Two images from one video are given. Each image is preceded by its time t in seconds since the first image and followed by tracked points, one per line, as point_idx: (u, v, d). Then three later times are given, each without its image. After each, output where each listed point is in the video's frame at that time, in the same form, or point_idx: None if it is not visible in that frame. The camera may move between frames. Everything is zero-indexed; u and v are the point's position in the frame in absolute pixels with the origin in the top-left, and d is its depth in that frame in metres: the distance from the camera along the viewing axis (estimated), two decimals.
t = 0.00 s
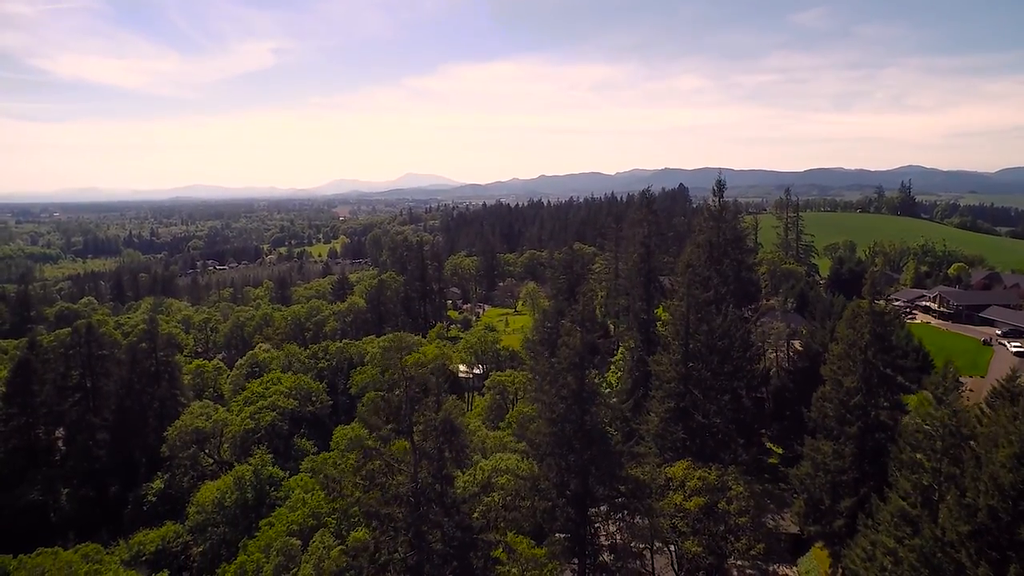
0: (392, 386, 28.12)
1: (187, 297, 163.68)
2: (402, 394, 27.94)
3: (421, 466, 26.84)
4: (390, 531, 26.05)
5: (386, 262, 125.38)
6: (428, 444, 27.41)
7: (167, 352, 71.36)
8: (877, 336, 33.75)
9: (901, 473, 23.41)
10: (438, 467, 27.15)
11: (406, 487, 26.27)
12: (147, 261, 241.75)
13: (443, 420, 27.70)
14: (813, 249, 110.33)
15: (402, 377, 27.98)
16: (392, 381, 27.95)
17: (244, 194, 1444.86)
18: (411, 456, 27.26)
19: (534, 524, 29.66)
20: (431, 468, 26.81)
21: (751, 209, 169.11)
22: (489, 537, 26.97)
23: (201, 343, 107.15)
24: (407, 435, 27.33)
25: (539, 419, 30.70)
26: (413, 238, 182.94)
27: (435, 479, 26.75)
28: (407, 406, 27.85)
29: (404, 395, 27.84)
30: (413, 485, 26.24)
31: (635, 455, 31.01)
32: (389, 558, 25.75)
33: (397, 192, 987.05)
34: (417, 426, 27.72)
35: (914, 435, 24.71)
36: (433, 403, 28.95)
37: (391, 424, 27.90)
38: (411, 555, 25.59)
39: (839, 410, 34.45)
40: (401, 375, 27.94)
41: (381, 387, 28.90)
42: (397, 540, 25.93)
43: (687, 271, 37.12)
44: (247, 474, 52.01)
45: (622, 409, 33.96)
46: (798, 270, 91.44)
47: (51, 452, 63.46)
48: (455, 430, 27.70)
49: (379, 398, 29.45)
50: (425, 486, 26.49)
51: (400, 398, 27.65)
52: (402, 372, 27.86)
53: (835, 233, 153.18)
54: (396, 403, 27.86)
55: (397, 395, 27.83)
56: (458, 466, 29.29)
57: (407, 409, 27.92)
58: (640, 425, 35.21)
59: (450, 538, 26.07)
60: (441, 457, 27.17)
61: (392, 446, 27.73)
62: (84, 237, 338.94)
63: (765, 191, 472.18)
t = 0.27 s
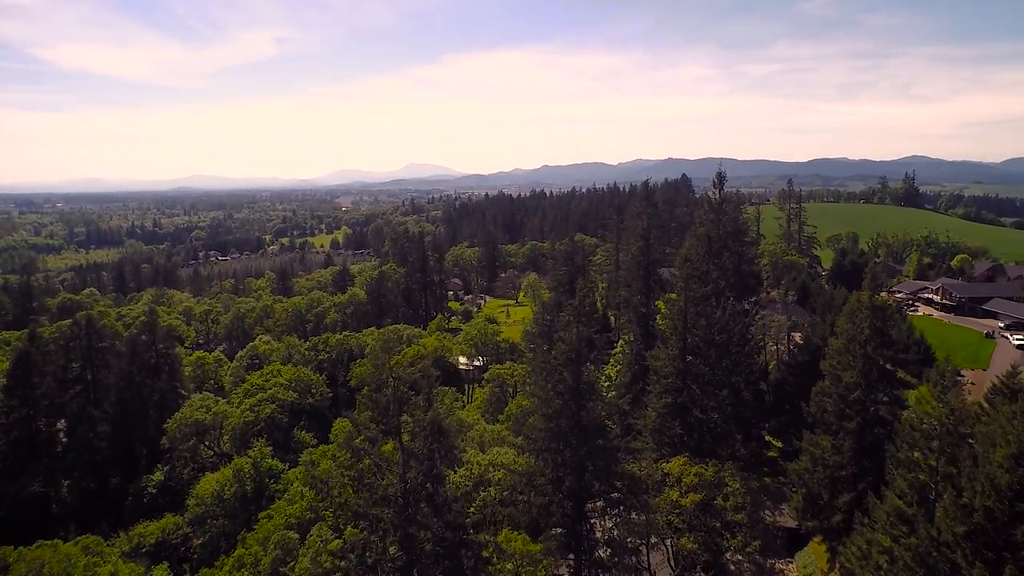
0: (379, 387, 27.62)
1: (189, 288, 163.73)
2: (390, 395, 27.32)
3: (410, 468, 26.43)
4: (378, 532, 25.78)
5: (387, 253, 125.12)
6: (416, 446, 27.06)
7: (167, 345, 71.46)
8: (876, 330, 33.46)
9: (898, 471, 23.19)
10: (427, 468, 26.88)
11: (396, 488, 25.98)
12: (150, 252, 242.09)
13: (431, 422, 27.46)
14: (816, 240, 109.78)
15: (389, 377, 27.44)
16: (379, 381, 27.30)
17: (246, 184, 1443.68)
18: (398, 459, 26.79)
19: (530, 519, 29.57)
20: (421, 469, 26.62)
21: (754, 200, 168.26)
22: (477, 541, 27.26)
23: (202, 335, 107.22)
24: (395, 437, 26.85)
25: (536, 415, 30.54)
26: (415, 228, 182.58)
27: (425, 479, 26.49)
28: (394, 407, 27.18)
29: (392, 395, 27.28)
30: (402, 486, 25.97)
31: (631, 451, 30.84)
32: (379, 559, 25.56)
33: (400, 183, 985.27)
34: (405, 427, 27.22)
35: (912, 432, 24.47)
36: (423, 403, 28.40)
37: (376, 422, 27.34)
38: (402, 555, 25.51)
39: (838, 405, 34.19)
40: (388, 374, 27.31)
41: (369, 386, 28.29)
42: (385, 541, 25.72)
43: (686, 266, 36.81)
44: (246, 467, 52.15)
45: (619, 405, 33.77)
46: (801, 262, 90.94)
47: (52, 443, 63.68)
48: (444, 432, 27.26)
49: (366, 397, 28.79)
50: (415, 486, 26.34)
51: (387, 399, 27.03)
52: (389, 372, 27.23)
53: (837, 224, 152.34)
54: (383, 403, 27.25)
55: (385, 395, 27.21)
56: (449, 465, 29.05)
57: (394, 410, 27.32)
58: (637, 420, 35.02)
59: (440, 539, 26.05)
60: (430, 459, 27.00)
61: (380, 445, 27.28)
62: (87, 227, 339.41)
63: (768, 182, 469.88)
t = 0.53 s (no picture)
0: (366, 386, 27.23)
1: (190, 279, 163.68)
2: (377, 397, 27.03)
3: (398, 469, 26.21)
4: (366, 533, 26.09)
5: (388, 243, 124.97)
6: (405, 446, 26.82)
7: (166, 337, 71.57)
8: (875, 325, 33.18)
9: (895, 469, 23.02)
10: (417, 469, 26.74)
11: (383, 489, 25.98)
12: (151, 242, 242.05)
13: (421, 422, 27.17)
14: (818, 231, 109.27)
15: (377, 378, 27.15)
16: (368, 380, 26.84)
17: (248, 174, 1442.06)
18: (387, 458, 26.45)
19: (525, 514, 29.39)
20: (410, 469, 26.49)
21: (756, 191, 167.36)
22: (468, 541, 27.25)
23: (203, 326, 107.26)
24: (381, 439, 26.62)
25: (531, 410, 30.37)
26: (416, 219, 182.14)
27: (414, 479, 26.48)
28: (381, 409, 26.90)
29: (379, 397, 26.94)
30: (390, 487, 25.91)
31: (627, 446, 30.66)
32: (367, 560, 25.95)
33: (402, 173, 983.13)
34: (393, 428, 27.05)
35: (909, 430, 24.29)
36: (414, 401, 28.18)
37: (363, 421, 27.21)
38: (391, 555, 25.78)
39: (836, 400, 34.03)
40: (375, 376, 27.07)
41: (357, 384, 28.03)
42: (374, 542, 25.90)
43: (683, 259, 36.56)
44: (245, 459, 52.39)
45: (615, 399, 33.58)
46: (802, 253, 90.49)
47: (53, 434, 63.97)
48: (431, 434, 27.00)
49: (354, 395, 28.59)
50: (402, 485, 26.36)
51: (374, 401, 26.75)
52: (376, 373, 26.93)
53: (840, 214, 151.53)
54: (371, 405, 26.97)
55: (373, 397, 26.94)
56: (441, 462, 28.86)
57: (381, 410, 26.99)
58: (635, 414, 34.86)
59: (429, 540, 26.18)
60: (421, 458, 26.87)
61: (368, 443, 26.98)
62: (88, 217, 339.01)
63: (771, 172, 467.60)
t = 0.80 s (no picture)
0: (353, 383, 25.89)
1: (191, 270, 163.67)
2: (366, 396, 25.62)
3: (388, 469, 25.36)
4: (355, 534, 25.50)
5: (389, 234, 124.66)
6: (394, 445, 25.81)
7: (165, 329, 71.91)
8: (875, 319, 32.93)
9: (890, 466, 22.89)
10: (408, 468, 25.64)
11: (371, 488, 25.29)
12: (153, 232, 242.18)
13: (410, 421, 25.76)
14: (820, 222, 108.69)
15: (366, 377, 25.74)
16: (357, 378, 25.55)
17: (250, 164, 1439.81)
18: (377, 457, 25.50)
19: (521, 509, 29.20)
20: (400, 467, 25.44)
21: (759, 181, 166.54)
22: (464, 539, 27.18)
23: (203, 317, 107.22)
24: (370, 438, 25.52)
25: (527, 406, 30.20)
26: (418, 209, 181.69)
27: (404, 478, 25.45)
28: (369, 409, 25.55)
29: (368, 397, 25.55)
30: (378, 488, 25.15)
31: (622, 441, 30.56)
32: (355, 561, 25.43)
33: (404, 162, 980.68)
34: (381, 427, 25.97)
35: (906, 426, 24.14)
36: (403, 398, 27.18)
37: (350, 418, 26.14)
38: (380, 555, 25.22)
39: (835, 394, 33.84)
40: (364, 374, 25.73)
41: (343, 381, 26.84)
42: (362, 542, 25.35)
43: (680, 253, 36.25)
44: (243, 451, 52.53)
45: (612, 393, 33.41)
46: (803, 244, 90.00)
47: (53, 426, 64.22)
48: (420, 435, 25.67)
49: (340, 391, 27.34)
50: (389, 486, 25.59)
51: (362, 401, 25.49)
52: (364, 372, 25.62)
53: (842, 205, 150.69)
54: (359, 404, 25.73)
55: (361, 396, 25.66)
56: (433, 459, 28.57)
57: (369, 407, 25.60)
58: (631, 409, 34.70)
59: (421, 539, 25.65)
60: (412, 458, 25.65)
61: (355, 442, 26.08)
62: (90, 207, 338.92)
63: (774, 162, 465.43)
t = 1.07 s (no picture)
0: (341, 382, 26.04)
1: (193, 260, 163.65)
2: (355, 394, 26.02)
3: (376, 465, 25.52)
4: (343, 537, 25.28)
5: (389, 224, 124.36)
6: (383, 442, 25.96)
7: (165, 321, 71.90)
8: (875, 313, 32.66)
9: (887, 463, 22.70)
10: (397, 469, 25.96)
11: (359, 487, 25.36)
12: (155, 222, 242.15)
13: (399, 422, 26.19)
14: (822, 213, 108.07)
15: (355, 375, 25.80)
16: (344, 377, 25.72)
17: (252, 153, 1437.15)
18: (366, 455, 25.57)
19: (518, 503, 29.15)
20: (390, 465, 25.75)
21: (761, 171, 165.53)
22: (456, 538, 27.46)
23: (204, 308, 107.17)
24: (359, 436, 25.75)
25: (523, 400, 30.04)
26: (419, 199, 181.14)
27: (392, 477, 25.74)
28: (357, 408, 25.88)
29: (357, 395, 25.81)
30: (366, 486, 25.26)
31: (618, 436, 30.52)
32: (344, 561, 25.19)
33: (406, 152, 977.79)
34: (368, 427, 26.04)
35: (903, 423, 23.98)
36: (393, 398, 27.17)
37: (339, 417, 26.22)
38: (369, 554, 25.16)
39: (833, 388, 33.65)
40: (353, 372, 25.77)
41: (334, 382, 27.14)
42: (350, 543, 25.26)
43: (678, 246, 36.01)
44: (242, 443, 52.66)
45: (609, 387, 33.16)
46: (806, 235, 89.44)
47: (54, 417, 64.33)
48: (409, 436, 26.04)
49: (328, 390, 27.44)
50: (375, 484, 25.63)
51: (350, 400, 25.78)
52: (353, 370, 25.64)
53: (845, 195, 149.67)
54: (347, 402, 25.91)
55: (350, 395, 25.86)
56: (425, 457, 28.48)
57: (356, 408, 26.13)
58: (629, 403, 34.52)
59: (411, 537, 25.70)
60: (402, 456, 26.00)
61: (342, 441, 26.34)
62: (92, 197, 338.80)
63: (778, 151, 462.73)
